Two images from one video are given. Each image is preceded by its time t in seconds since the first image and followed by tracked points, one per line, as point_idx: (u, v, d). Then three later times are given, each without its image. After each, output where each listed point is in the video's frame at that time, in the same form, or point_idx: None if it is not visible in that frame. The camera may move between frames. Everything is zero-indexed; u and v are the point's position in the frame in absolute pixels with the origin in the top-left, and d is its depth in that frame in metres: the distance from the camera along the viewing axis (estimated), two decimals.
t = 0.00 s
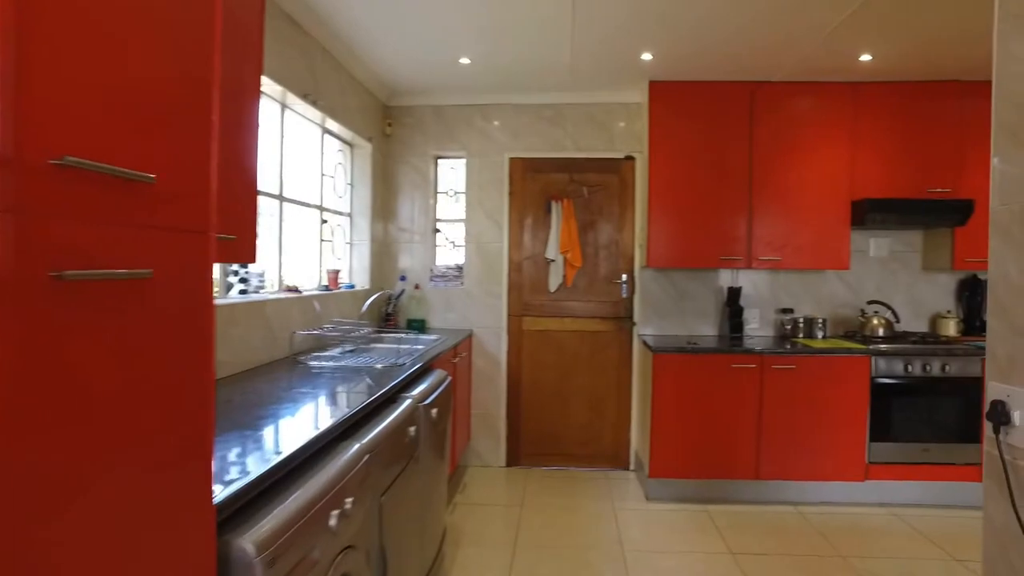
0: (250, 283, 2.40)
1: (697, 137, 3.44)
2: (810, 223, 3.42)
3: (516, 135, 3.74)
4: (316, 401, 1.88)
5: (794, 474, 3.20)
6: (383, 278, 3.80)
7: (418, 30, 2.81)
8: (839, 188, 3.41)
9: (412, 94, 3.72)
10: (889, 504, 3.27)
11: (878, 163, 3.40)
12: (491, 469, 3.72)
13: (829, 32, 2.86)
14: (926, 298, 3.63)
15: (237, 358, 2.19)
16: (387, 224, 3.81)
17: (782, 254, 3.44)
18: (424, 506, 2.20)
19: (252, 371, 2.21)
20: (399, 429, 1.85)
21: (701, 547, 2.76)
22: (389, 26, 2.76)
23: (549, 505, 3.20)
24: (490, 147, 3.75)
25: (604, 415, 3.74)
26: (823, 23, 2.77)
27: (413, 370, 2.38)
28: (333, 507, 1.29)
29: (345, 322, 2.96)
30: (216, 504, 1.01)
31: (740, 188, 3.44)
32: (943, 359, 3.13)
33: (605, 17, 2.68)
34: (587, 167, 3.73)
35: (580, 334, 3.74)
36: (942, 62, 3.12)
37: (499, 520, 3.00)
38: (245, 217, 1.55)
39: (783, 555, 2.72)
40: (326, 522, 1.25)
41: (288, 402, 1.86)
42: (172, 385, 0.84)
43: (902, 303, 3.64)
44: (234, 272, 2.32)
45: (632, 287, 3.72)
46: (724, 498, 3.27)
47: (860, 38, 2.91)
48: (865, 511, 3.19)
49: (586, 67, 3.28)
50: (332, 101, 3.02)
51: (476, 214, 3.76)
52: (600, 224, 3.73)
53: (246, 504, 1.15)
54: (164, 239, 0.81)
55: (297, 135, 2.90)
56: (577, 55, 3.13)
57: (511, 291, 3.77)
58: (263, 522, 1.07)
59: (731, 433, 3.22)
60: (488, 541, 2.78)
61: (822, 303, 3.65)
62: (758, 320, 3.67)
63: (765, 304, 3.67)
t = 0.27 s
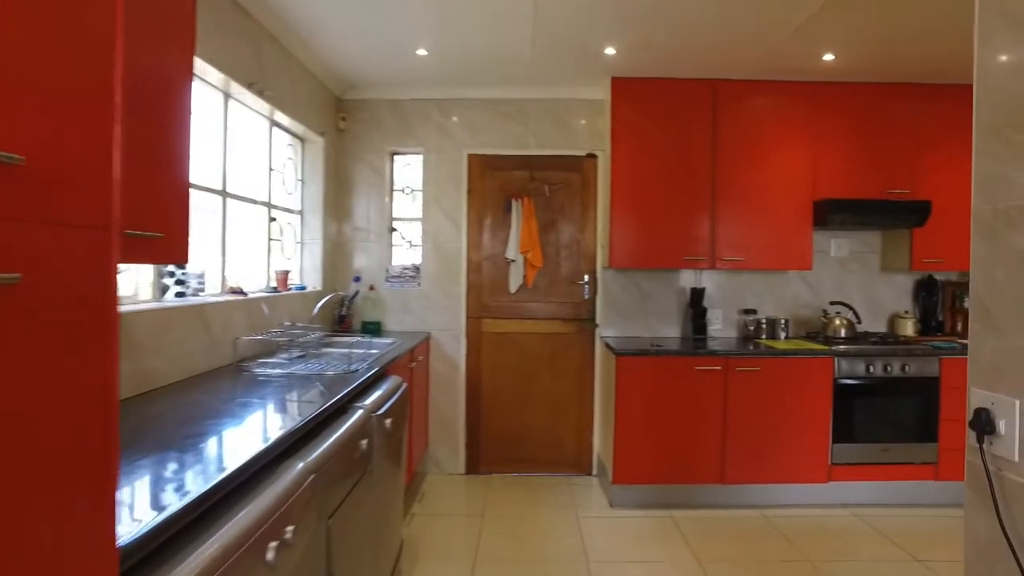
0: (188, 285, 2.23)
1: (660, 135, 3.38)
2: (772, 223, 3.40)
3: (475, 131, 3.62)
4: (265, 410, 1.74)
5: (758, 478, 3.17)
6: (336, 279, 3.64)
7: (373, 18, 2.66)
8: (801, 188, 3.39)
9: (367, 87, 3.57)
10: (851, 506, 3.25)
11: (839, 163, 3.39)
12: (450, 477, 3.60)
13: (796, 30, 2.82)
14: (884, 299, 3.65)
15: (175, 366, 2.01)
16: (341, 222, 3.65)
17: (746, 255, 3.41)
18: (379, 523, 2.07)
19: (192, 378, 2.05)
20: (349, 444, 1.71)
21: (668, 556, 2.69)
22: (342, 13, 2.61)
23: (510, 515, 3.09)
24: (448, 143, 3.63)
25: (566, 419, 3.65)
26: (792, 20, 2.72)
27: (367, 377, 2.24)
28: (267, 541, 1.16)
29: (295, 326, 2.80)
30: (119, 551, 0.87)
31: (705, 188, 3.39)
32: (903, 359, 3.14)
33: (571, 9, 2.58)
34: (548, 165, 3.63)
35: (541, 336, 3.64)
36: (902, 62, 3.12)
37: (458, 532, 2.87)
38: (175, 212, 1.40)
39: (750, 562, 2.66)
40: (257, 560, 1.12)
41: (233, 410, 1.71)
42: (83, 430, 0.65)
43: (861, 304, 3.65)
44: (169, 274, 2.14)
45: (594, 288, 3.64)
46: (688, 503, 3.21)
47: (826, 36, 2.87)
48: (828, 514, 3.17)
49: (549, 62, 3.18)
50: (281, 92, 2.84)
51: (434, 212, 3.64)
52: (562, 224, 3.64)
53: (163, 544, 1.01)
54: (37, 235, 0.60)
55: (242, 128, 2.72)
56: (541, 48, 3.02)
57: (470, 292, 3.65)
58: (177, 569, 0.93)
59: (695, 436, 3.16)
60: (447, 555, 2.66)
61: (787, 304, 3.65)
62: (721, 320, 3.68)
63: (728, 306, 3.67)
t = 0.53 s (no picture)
0: (119, 284, 2.03)
1: (627, 129, 3.29)
2: (739, 221, 3.35)
3: (436, 124, 3.48)
4: (202, 420, 1.57)
5: (727, 481, 3.11)
6: (289, 278, 3.45)
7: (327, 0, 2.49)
8: (768, 185, 3.35)
9: (322, 76, 3.39)
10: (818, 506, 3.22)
11: (806, 161, 3.38)
12: (410, 484, 3.45)
13: (766, 23, 2.75)
14: (849, 298, 3.64)
15: (106, 374, 1.83)
16: (294, 218, 3.47)
17: (714, 254, 3.35)
18: (332, 541, 1.92)
19: (126, 385, 1.86)
20: (297, 459, 1.56)
21: (638, 565, 2.59)
22: None
23: (474, 524, 2.96)
24: (408, 136, 3.48)
25: (531, 423, 3.54)
26: (762, 13, 2.65)
27: (320, 382, 2.08)
28: None
29: (243, 328, 2.62)
30: None
31: (672, 185, 3.32)
32: (870, 359, 3.13)
33: None
34: (512, 160, 3.51)
35: (505, 336, 3.52)
36: (869, 59, 3.11)
37: (419, 544, 2.73)
38: (86, 200, 1.23)
39: (722, 568, 2.58)
40: None
41: (167, 421, 1.54)
42: None
43: (826, 303, 3.63)
44: (98, 272, 1.95)
45: (559, 287, 3.54)
46: (655, 507, 3.13)
47: (796, 30, 2.82)
48: (796, 515, 3.13)
49: (513, 51, 3.06)
50: (228, 77, 2.63)
51: (392, 208, 3.48)
52: (526, 221, 3.53)
53: None
54: None
55: (185, 116, 2.52)
56: (505, 38, 2.89)
57: (431, 292, 3.50)
58: None
59: (664, 439, 3.08)
60: (407, 569, 2.51)
61: (755, 303, 3.63)
62: (689, 319, 3.64)
63: (696, 305, 3.63)
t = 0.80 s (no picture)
0: (29, 287, 1.80)
1: (592, 124, 3.18)
2: (705, 220, 3.29)
3: (393, 116, 3.31)
4: (122, 441, 1.36)
5: (695, 487, 3.04)
6: (235, 279, 3.24)
7: None
8: (734, 183, 3.30)
9: (270, 63, 3.18)
10: (785, 509, 3.17)
11: (772, 159, 3.33)
12: (365, 496, 3.27)
13: (735, 15, 2.66)
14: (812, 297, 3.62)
15: (12, 389, 1.61)
16: (240, 215, 3.25)
17: (680, 254, 3.28)
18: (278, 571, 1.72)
19: (37, 401, 1.64)
20: (233, 484, 1.36)
21: None
22: None
23: (434, 538, 2.80)
24: (362, 128, 3.29)
25: (493, 429, 3.40)
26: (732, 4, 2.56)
27: (266, 393, 1.88)
28: None
29: (181, 333, 2.40)
30: None
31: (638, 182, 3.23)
32: (837, 360, 3.09)
33: None
34: (472, 154, 3.36)
35: (465, 339, 3.37)
36: (834, 54, 3.07)
37: (375, 562, 2.56)
38: None
39: None
40: None
41: (80, 444, 1.33)
42: None
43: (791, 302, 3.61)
44: (3, 273, 1.72)
45: (521, 287, 3.40)
46: (621, 515, 3.04)
47: (765, 23, 2.75)
48: (764, 519, 3.07)
49: (474, 40, 2.91)
50: (164, 59, 2.41)
51: (346, 204, 3.29)
52: (487, 218, 3.38)
53: None
54: None
55: (115, 100, 2.30)
56: (465, 25, 2.74)
57: (387, 293, 3.33)
58: None
59: (631, 445, 2.99)
60: None
61: (720, 303, 3.58)
62: (654, 320, 3.55)
63: (661, 306, 3.56)
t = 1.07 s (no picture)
0: None
1: (553, 119, 3.07)
2: (667, 219, 3.24)
3: (343, 107, 3.13)
4: (25, 468, 1.16)
5: (658, 493, 2.96)
6: (171, 280, 3.00)
7: None
8: (697, 182, 3.26)
9: (209, 47, 2.96)
10: (747, 513, 3.14)
11: (733, 157, 3.30)
12: (314, 510, 3.09)
13: (701, 9, 2.59)
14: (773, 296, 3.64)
15: None
16: (176, 211, 3.01)
17: (642, 253, 3.22)
18: None
19: None
20: (160, 516, 1.17)
21: None
22: None
23: (388, 554, 2.64)
24: (311, 119, 3.10)
25: (450, 436, 3.26)
26: None
27: (203, 407, 1.68)
28: None
29: (107, 341, 2.17)
30: None
31: (601, 180, 3.14)
32: (799, 360, 3.07)
33: None
34: (427, 149, 3.21)
35: (421, 342, 3.22)
36: (797, 51, 3.04)
37: None
38: None
39: None
40: None
41: None
42: None
43: (753, 301, 3.63)
44: None
45: (478, 288, 3.27)
46: (584, 523, 2.94)
47: (730, 18, 2.68)
48: (727, 525, 3.02)
49: (430, 28, 2.76)
50: (85, 36, 2.18)
51: (292, 199, 3.10)
52: (442, 216, 3.24)
53: None
54: None
55: (28, 80, 2.06)
56: (421, 11, 2.59)
57: (337, 294, 3.15)
58: None
59: (595, 451, 2.90)
60: None
61: (683, 304, 3.57)
62: (616, 321, 3.49)
63: (623, 307, 3.50)
